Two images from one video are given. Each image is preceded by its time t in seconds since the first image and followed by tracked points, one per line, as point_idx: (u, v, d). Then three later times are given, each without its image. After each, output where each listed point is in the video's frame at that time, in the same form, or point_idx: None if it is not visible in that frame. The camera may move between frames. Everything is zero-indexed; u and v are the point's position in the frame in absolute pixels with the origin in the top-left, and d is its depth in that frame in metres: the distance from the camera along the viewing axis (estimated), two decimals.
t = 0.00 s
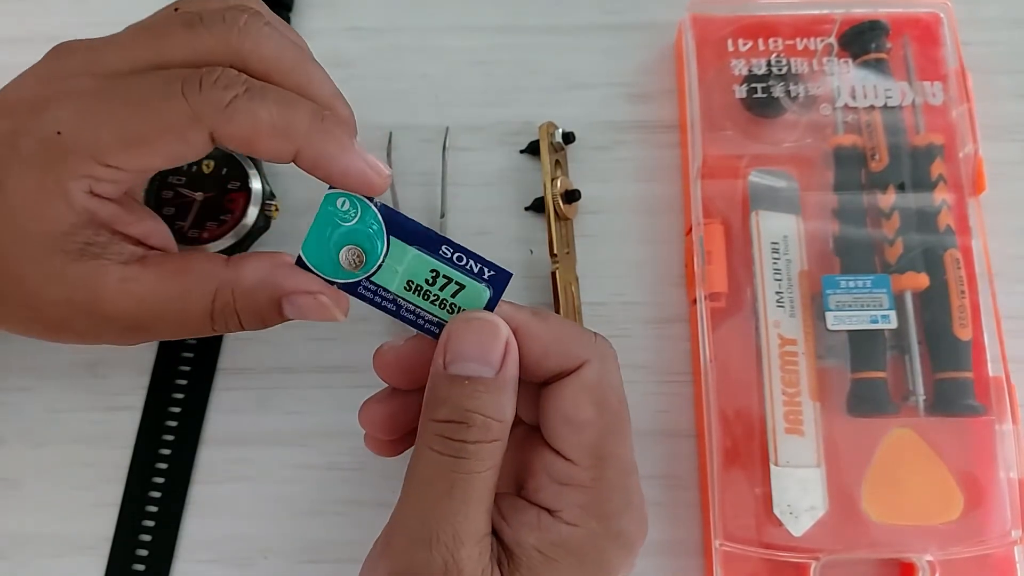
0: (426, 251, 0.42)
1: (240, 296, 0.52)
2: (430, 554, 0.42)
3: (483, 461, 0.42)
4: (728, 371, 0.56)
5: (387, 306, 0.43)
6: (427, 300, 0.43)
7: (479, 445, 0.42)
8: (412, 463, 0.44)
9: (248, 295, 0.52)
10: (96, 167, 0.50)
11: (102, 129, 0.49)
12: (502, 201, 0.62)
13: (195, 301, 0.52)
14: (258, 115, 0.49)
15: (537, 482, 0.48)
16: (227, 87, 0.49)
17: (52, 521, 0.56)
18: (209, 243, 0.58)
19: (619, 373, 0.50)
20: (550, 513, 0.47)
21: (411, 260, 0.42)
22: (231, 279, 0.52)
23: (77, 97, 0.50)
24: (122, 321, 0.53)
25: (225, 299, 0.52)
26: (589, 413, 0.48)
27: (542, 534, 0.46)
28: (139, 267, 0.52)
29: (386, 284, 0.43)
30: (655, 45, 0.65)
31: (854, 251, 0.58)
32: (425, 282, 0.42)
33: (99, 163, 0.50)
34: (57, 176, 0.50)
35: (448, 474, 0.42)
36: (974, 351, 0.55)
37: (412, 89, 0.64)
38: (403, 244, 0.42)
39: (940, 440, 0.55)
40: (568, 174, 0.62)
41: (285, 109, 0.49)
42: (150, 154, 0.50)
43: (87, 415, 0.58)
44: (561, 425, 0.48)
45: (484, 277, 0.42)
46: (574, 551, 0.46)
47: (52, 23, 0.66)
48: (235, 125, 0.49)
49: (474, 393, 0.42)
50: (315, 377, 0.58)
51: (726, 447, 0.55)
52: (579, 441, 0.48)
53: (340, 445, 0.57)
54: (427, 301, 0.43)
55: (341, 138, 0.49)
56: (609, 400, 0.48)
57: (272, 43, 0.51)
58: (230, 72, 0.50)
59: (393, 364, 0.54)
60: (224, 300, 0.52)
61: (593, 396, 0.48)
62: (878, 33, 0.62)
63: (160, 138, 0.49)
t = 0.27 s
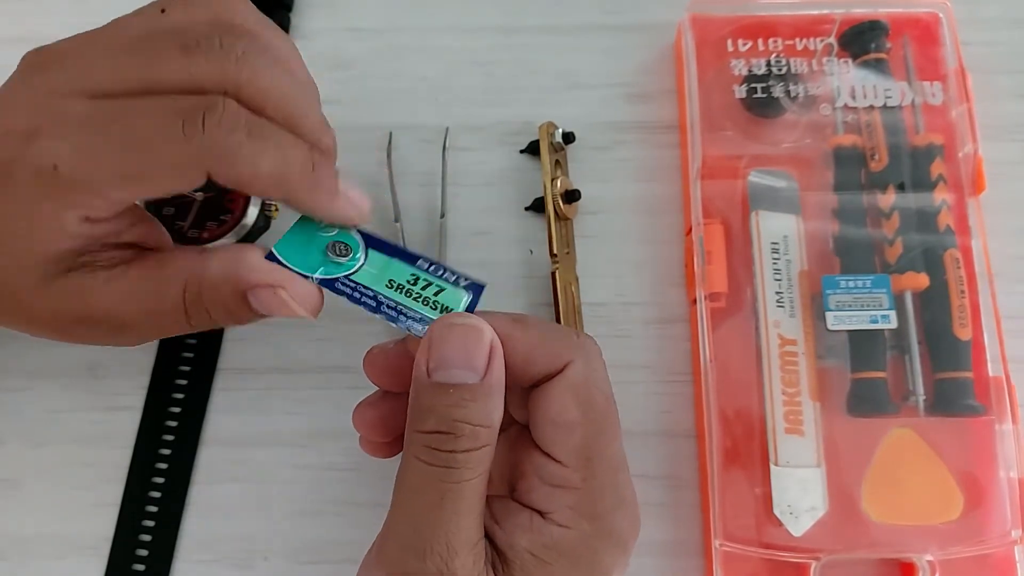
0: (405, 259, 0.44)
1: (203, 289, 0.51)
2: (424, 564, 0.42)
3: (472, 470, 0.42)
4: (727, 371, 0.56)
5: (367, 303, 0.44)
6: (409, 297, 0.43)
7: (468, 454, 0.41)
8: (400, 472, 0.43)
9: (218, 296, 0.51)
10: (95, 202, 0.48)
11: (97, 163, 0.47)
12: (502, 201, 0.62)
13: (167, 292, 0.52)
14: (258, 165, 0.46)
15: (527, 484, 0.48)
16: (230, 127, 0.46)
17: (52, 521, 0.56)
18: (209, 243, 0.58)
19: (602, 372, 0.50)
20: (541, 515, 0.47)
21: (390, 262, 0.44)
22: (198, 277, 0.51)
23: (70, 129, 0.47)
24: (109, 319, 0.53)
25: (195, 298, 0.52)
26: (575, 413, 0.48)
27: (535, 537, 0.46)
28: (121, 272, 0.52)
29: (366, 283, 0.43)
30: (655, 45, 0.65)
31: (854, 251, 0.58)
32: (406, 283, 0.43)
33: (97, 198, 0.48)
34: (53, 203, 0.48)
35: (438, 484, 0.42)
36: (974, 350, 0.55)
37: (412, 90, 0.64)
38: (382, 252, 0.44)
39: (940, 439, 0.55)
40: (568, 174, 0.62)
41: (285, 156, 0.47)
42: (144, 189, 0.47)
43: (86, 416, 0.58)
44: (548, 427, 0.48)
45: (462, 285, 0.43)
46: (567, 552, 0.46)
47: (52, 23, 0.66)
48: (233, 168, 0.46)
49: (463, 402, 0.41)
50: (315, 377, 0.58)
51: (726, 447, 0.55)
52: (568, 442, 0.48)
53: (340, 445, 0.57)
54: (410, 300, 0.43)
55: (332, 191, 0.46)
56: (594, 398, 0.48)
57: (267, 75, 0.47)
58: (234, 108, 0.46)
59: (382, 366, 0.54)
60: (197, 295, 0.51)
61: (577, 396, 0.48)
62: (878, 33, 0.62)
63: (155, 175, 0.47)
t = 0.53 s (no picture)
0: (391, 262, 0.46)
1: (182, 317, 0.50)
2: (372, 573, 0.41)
3: (415, 475, 0.42)
4: (728, 371, 0.56)
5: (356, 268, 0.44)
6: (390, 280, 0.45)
7: (410, 458, 0.42)
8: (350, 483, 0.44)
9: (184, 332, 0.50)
10: (94, 149, 0.48)
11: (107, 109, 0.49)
12: (502, 201, 0.62)
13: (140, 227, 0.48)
14: (262, 135, 0.49)
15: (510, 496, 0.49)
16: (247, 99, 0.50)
17: (52, 522, 0.56)
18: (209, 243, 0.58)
19: (601, 384, 0.50)
20: (517, 527, 0.48)
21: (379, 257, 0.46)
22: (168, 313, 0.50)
23: (91, 80, 0.50)
24: (73, 286, 0.51)
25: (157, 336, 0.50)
26: (562, 426, 0.49)
27: (507, 550, 0.47)
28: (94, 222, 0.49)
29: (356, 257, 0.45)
30: (655, 45, 0.65)
31: (854, 250, 0.58)
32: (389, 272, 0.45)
33: (98, 145, 0.48)
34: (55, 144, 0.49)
35: (383, 492, 0.42)
36: (974, 351, 0.55)
37: (411, 90, 0.64)
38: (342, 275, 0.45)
39: (940, 439, 0.55)
40: (568, 174, 0.62)
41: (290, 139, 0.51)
42: (142, 142, 0.49)
43: (87, 416, 0.58)
44: (538, 438, 0.50)
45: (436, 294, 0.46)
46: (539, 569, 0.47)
47: (51, 23, 0.66)
48: (238, 129, 0.49)
49: (394, 408, 0.42)
50: (315, 377, 0.58)
51: (726, 447, 0.55)
52: (550, 454, 0.49)
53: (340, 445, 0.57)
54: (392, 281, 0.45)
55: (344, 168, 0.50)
56: (590, 413, 0.49)
57: (287, 88, 0.53)
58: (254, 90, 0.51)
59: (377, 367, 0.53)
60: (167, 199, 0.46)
61: (569, 410, 0.49)
62: (878, 33, 0.62)
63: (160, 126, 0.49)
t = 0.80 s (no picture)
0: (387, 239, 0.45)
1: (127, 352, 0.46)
2: (390, 555, 0.42)
3: (435, 463, 0.43)
4: (727, 371, 0.56)
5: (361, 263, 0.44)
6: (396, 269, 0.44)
7: (431, 447, 0.43)
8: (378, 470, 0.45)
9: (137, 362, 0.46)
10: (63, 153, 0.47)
11: (73, 114, 0.46)
12: (502, 201, 0.62)
13: (155, 226, 0.47)
14: (227, 130, 0.43)
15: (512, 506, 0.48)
16: (200, 102, 0.44)
17: (52, 522, 0.56)
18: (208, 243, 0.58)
19: (589, 406, 0.48)
20: (524, 537, 0.47)
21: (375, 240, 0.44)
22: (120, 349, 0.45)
23: (59, 78, 0.47)
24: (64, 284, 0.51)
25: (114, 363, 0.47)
26: (553, 447, 0.47)
27: (514, 554, 0.47)
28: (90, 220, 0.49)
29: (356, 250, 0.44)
30: (655, 45, 0.65)
31: (854, 251, 0.58)
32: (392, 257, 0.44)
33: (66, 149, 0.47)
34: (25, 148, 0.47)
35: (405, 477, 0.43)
36: (974, 350, 0.55)
37: (411, 90, 0.64)
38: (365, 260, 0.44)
39: (940, 439, 0.55)
40: (568, 174, 0.62)
41: (255, 118, 0.43)
42: (112, 152, 0.47)
43: (87, 416, 0.58)
44: (531, 457, 0.48)
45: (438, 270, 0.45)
46: None
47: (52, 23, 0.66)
48: (205, 140, 0.44)
49: (427, 400, 0.43)
50: (315, 377, 0.58)
51: (726, 446, 0.55)
52: (548, 474, 0.47)
53: (340, 445, 0.57)
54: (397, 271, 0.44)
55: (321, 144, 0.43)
56: (580, 433, 0.47)
57: (266, 82, 0.50)
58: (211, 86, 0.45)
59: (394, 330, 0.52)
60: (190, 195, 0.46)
61: (561, 432, 0.47)
62: (878, 33, 0.62)
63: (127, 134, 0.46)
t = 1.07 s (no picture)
0: (412, 267, 0.43)
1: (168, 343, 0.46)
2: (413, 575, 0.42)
3: (456, 478, 0.43)
4: (727, 371, 0.56)
5: (382, 325, 0.44)
6: (421, 313, 0.44)
7: (454, 463, 0.43)
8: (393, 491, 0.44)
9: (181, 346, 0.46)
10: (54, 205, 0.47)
11: (65, 169, 0.46)
12: (502, 201, 0.62)
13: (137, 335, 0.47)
14: (228, 202, 0.43)
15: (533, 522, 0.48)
16: (204, 173, 0.44)
17: (52, 522, 0.56)
18: (209, 244, 0.58)
19: (607, 417, 0.47)
20: (547, 554, 0.47)
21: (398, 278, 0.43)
22: (163, 328, 0.47)
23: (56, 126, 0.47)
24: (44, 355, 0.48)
25: (153, 350, 0.47)
26: (576, 463, 0.45)
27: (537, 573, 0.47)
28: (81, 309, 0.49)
29: (379, 304, 0.44)
30: (655, 45, 0.65)
31: (854, 251, 0.58)
32: (416, 296, 0.43)
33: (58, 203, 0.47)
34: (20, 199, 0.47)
35: (424, 493, 0.43)
36: (974, 351, 0.55)
37: (411, 90, 0.64)
38: (392, 264, 0.43)
39: (940, 439, 0.55)
40: (568, 174, 0.62)
41: (256, 194, 0.43)
42: (104, 211, 0.46)
43: (87, 416, 0.58)
44: (551, 473, 0.46)
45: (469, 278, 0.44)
46: None
47: (52, 24, 0.66)
48: (204, 207, 0.44)
49: (443, 416, 0.43)
50: (315, 377, 0.58)
51: (726, 447, 0.55)
52: (571, 490, 0.45)
53: (340, 445, 0.57)
54: (421, 314, 0.44)
55: (319, 218, 0.41)
56: (599, 445, 0.45)
57: (271, 129, 0.47)
58: (221, 158, 0.45)
59: (468, 248, 0.53)
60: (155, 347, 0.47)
61: (583, 446, 0.45)
62: (878, 33, 0.62)
63: (119, 196, 0.45)
